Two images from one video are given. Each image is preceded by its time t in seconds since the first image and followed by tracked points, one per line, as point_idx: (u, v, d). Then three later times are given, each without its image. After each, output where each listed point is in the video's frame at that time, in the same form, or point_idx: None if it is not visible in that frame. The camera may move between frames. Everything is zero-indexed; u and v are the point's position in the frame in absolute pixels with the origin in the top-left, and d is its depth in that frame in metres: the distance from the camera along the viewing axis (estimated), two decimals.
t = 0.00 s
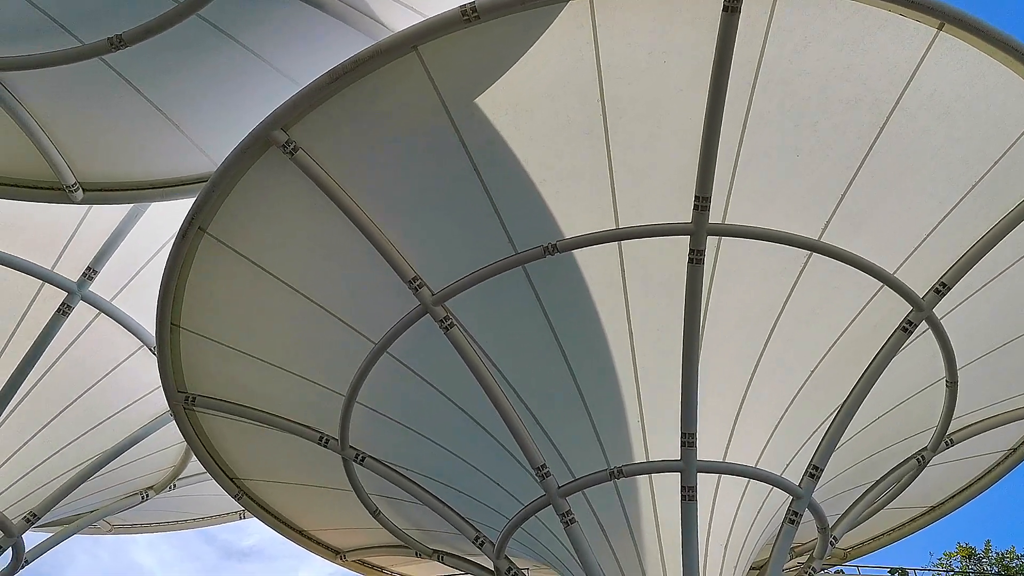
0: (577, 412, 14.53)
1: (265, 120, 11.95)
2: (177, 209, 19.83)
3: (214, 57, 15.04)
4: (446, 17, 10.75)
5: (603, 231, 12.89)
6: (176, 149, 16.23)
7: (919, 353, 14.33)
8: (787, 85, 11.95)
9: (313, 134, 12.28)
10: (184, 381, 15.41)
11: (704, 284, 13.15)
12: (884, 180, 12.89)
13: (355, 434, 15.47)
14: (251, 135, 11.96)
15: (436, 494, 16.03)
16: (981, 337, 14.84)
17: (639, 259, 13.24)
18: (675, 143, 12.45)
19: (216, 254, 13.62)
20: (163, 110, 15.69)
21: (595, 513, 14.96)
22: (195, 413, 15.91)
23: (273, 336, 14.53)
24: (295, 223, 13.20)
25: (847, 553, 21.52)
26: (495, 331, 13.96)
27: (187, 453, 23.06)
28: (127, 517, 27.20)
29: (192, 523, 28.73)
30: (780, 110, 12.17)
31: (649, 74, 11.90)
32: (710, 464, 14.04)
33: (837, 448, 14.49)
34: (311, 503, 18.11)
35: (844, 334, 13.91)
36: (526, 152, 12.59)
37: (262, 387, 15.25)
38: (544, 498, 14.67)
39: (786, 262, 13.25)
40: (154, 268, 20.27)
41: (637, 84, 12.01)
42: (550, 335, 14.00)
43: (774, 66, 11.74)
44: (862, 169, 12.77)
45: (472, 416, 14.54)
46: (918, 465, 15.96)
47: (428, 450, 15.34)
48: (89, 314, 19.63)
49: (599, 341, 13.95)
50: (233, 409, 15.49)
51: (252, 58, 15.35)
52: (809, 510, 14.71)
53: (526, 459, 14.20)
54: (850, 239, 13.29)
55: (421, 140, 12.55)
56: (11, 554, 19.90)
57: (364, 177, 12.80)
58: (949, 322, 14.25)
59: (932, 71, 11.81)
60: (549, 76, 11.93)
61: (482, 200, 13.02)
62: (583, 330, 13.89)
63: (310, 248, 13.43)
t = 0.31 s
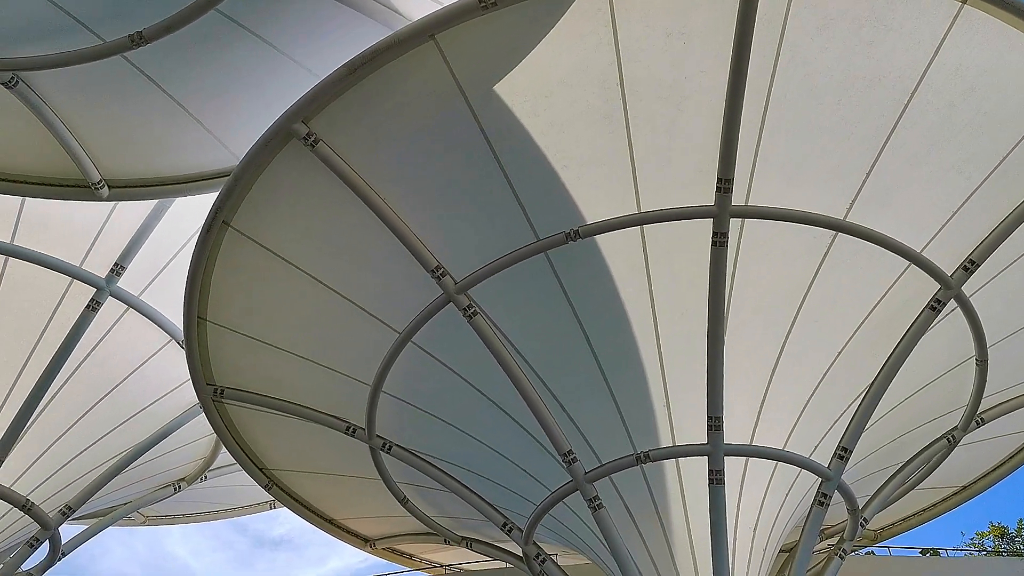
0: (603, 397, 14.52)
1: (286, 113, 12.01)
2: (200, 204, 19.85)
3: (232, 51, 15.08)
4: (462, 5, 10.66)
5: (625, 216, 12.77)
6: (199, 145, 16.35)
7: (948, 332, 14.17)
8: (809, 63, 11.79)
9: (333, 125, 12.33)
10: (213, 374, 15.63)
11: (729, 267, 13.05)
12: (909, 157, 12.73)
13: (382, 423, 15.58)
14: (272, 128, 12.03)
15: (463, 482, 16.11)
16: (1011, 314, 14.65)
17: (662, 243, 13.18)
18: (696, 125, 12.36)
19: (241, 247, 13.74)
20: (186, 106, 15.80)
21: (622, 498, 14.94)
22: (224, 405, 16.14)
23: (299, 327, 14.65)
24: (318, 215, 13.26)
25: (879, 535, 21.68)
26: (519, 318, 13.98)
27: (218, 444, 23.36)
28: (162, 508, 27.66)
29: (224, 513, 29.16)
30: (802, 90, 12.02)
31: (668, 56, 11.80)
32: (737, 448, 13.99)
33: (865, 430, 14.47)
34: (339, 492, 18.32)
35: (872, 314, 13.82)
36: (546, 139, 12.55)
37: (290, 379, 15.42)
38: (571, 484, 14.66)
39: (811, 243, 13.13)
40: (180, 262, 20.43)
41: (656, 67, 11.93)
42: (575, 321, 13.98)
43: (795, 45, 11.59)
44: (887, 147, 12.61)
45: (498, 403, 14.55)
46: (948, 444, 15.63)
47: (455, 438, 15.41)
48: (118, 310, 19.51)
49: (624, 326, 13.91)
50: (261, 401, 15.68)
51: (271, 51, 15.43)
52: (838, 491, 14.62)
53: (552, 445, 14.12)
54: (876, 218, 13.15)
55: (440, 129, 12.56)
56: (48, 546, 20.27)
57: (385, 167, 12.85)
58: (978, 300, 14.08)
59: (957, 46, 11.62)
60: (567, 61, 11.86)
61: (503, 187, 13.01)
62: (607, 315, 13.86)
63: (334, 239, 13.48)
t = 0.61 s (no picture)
0: (628, 382, 14.50)
1: (305, 105, 12.05)
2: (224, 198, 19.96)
3: (250, 44, 15.13)
4: None
5: (647, 200, 12.65)
6: (221, 140, 16.50)
7: (978, 310, 14.00)
8: (831, 41, 11.62)
9: (353, 116, 12.35)
10: (240, 365, 15.84)
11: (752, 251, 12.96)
12: (935, 133, 12.56)
13: (408, 411, 15.69)
14: (292, 121, 12.07)
15: (490, 469, 16.17)
16: None
17: (685, 226, 13.08)
18: (717, 106, 12.25)
19: (264, 240, 13.84)
20: (208, 101, 15.92)
21: (649, 482, 14.92)
22: (252, 396, 16.35)
23: (323, 317, 14.76)
24: (339, 206, 13.30)
25: (909, 516, 21.60)
26: (543, 305, 13.97)
27: (246, 436, 23.57)
28: (194, 498, 28.08)
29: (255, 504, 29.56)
30: (824, 68, 11.86)
31: (687, 38, 11.69)
32: (764, 431, 13.72)
33: (894, 411, 14.47)
34: (368, 481, 18.49)
35: (898, 292, 13.73)
36: (566, 124, 12.49)
37: (317, 369, 15.57)
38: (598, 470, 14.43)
39: (837, 223, 12.99)
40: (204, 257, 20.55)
41: (676, 49, 11.82)
42: (599, 307, 13.94)
43: (817, 23, 11.42)
44: (912, 124, 12.43)
45: (523, 391, 14.55)
46: (980, 422, 15.30)
47: (481, 425, 15.46)
48: (147, 303, 19.83)
49: (648, 311, 13.86)
50: (288, 391, 15.87)
51: (289, 43, 15.48)
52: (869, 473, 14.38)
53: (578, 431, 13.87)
54: (902, 195, 12.96)
55: (460, 117, 12.54)
56: (84, 538, 20.53)
57: (405, 157, 12.86)
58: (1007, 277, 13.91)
59: (983, 18, 11.42)
60: (585, 45, 11.78)
61: (523, 174, 12.96)
62: (630, 300, 13.79)
63: (356, 230, 13.52)
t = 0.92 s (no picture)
0: (651, 369, 14.45)
1: (324, 99, 12.08)
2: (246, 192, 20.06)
3: (268, 39, 15.17)
4: None
5: (668, 185, 12.61)
6: (242, 136, 16.59)
7: (1006, 289, 13.83)
8: (852, 20, 11.49)
9: (372, 107, 12.36)
10: (265, 359, 15.96)
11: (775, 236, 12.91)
12: (959, 111, 12.40)
13: (432, 401, 15.78)
14: (311, 115, 12.12)
15: (514, 457, 16.23)
16: None
17: (706, 211, 13.00)
18: (737, 89, 12.16)
19: (286, 234, 13.92)
20: (229, 99, 16.01)
21: (674, 468, 14.91)
22: (277, 389, 16.48)
23: (346, 309, 14.85)
24: (360, 199, 13.35)
25: (939, 498, 21.46)
26: (564, 293, 13.96)
27: (271, 428, 23.76)
28: (222, 491, 28.39)
29: (281, 496, 29.84)
30: (846, 48, 11.73)
31: (705, 21, 11.60)
32: (789, 414, 13.70)
33: (923, 393, 14.35)
34: (393, 471, 18.60)
35: (924, 272, 13.58)
36: (584, 111, 12.43)
37: (341, 360, 15.67)
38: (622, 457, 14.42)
39: (861, 204, 12.86)
40: (228, 251, 20.68)
41: (694, 32, 11.73)
42: (621, 294, 13.90)
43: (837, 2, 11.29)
44: (936, 102, 12.27)
45: (547, 379, 14.57)
46: (1009, 404, 14.90)
47: (505, 414, 15.51)
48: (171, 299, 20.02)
49: (671, 297, 13.80)
50: (313, 383, 15.98)
51: (308, 36, 15.51)
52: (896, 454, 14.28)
53: (602, 418, 13.86)
54: (927, 175, 12.81)
55: (478, 106, 12.52)
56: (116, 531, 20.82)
57: (425, 147, 12.85)
58: None
59: None
60: (603, 31, 11.72)
61: (542, 162, 12.93)
62: (652, 284, 13.72)
63: (377, 222, 13.56)
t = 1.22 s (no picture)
0: (673, 357, 14.39)
1: (340, 92, 12.09)
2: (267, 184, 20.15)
3: (284, 33, 15.21)
4: None
5: (687, 171, 12.47)
6: (261, 134, 16.62)
7: None
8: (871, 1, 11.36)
9: (388, 100, 12.36)
10: (287, 353, 16.06)
11: (797, 221, 12.81)
12: (982, 91, 12.25)
13: (454, 392, 15.83)
14: (328, 109, 12.13)
15: (537, 447, 16.25)
16: None
17: (726, 197, 12.92)
18: (756, 73, 12.06)
19: (305, 228, 13.97)
20: (248, 96, 16.09)
21: (698, 456, 14.86)
22: (300, 383, 16.59)
23: (366, 302, 14.90)
24: (379, 191, 13.37)
25: (965, 482, 21.31)
26: (584, 282, 13.93)
27: (294, 422, 23.93)
28: (247, 484, 28.66)
29: (306, 489, 30.10)
30: (865, 29, 11.60)
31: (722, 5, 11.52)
32: (813, 401, 13.54)
33: (948, 377, 14.23)
34: (417, 462, 18.68)
35: (948, 253, 13.45)
36: (601, 99, 12.37)
37: (362, 352, 15.75)
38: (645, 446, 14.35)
39: (883, 186, 12.72)
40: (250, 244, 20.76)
41: (710, 17, 11.65)
42: (641, 282, 13.84)
43: None
44: (958, 82, 12.12)
45: (568, 368, 14.56)
46: None
47: (527, 404, 15.52)
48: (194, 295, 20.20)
49: (691, 284, 13.74)
50: (335, 376, 16.07)
51: (323, 30, 15.53)
52: (923, 439, 14.16)
53: (624, 407, 13.81)
54: (950, 156, 12.65)
55: (495, 96, 12.49)
56: (145, 525, 21.08)
57: (443, 139, 12.84)
58: None
59: None
60: (618, 18, 11.66)
61: (560, 151, 12.88)
62: (672, 272, 13.66)
63: (396, 214, 13.58)
